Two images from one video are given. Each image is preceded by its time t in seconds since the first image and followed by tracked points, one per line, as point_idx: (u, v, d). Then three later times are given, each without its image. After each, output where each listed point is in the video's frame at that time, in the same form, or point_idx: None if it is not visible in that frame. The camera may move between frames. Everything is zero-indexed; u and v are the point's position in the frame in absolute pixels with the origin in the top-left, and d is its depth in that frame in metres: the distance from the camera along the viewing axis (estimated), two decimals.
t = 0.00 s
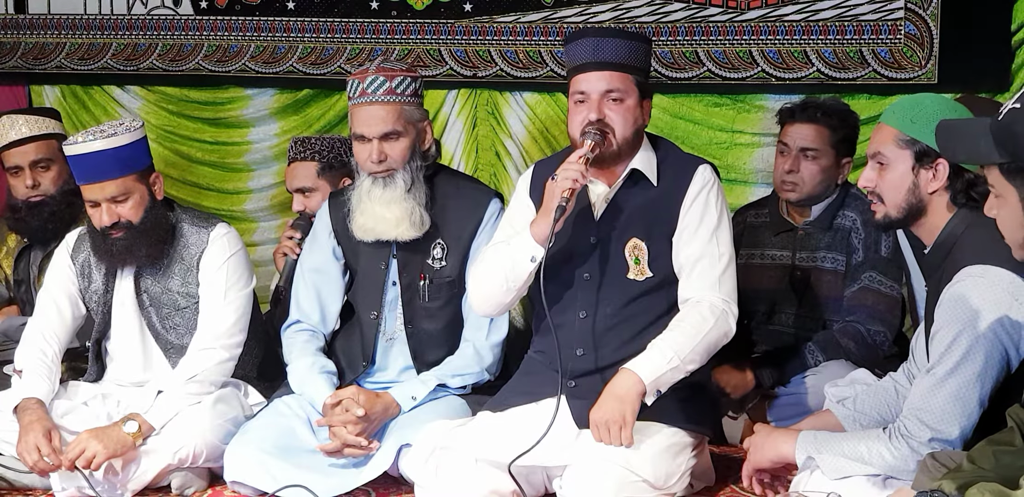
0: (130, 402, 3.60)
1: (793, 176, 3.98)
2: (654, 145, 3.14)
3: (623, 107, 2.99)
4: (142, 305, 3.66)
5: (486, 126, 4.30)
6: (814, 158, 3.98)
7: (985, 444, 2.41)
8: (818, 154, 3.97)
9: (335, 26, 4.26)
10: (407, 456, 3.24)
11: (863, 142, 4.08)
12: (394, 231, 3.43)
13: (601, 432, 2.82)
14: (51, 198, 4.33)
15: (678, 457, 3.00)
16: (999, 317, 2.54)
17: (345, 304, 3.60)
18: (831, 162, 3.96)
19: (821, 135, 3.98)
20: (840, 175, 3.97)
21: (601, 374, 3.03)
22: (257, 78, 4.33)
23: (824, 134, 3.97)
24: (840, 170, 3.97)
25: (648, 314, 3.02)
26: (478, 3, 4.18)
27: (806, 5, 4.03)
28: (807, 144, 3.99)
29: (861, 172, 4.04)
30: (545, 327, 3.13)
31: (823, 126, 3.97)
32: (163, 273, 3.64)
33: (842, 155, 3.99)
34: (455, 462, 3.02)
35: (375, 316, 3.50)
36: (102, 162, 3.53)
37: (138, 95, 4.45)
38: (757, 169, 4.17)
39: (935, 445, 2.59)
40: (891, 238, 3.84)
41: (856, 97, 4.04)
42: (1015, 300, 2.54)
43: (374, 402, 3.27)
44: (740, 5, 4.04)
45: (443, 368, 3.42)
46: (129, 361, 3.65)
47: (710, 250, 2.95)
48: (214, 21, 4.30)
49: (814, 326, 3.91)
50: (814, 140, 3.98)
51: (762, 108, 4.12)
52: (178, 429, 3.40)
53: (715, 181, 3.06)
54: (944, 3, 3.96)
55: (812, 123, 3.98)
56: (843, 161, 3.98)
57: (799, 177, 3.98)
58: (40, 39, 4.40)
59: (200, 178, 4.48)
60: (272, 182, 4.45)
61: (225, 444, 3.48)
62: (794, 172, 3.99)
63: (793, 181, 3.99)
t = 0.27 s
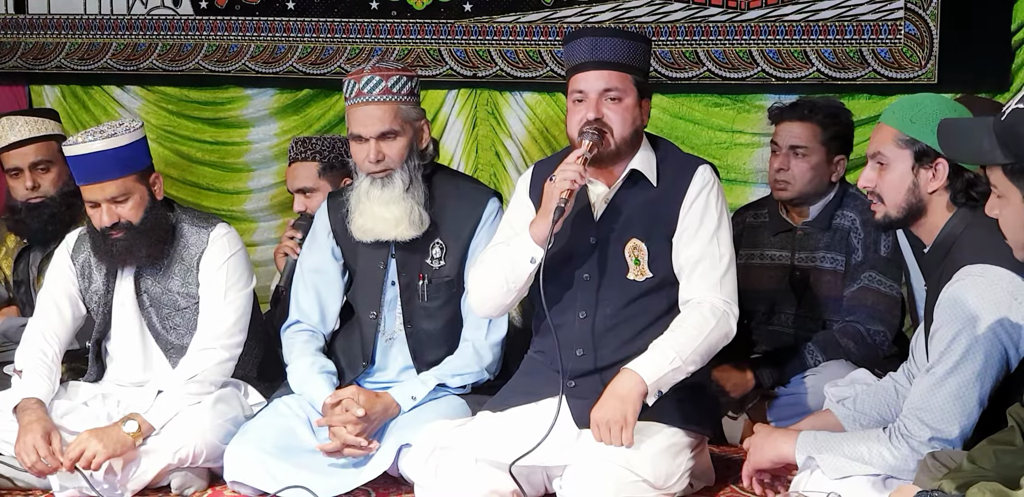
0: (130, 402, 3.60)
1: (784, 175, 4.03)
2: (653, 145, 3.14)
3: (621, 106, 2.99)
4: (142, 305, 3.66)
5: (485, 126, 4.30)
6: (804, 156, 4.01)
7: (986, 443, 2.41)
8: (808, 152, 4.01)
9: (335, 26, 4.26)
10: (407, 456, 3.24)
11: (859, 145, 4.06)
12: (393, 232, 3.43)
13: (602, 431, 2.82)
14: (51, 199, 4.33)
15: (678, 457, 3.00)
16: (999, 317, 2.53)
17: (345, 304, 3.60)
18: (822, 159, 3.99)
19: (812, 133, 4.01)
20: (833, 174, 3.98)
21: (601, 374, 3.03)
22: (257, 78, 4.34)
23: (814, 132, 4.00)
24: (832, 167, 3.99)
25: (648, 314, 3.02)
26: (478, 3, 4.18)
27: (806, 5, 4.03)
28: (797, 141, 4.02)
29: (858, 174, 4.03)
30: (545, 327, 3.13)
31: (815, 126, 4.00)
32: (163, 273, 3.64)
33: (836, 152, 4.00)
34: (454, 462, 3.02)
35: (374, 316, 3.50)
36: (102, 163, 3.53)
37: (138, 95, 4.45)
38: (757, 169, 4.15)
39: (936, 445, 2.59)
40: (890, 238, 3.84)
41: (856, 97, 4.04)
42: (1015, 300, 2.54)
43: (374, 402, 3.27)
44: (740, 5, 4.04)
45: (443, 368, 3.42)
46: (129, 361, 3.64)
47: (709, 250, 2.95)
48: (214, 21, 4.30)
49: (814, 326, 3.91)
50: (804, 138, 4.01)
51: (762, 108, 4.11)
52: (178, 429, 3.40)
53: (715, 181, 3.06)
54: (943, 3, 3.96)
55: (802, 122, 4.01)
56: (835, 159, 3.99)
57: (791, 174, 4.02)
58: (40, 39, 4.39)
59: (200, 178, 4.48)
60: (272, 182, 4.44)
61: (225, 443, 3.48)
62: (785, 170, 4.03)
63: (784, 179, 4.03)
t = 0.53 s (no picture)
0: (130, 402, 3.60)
1: (782, 172, 4.02)
2: (653, 144, 3.12)
3: (620, 102, 2.98)
4: (142, 306, 3.66)
5: (485, 126, 4.29)
6: (801, 154, 4.00)
7: (985, 444, 2.41)
8: (805, 150, 4.00)
9: (335, 26, 4.26)
10: (407, 456, 3.24)
11: (857, 145, 4.06)
12: (392, 231, 3.43)
13: (601, 430, 2.82)
14: (51, 200, 4.33)
15: (678, 457, 3.00)
16: (997, 316, 2.54)
17: (344, 304, 3.60)
18: (818, 156, 3.98)
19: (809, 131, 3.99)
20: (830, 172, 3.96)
21: (600, 373, 3.03)
22: (257, 78, 4.34)
23: (810, 129, 3.98)
24: (829, 164, 3.97)
25: (648, 313, 3.02)
26: (478, 3, 4.18)
27: (806, 5, 4.03)
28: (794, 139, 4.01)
29: (858, 174, 4.04)
30: (544, 326, 3.13)
31: (811, 123, 3.98)
32: (163, 274, 3.64)
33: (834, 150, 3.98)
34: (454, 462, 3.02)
35: (373, 316, 3.49)
36: (101, 163, 3.53)
37: (138, 95, 4.45)
38: (757, 169, 4.15)
39: (935, 445, 2.59)
40: (890, 238, 3.84)
41: (855, 97, 4.04)
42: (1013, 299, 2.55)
43: (374, 402, 3.27)
44: (740, 5, 4.04)
45: (442, 368, 3.42)
46: (128, 362, 3.64)
47: (708, 249, 2.95)
48: (214, 21, 4.30)
49: (814, 326, 3.91)
50: (802, 135, 3.99)
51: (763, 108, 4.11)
52: (178, 429, 3.40)
53: (715, 178, 3.05)
54: (943, 3, 3.96)
55: (799, 120, 3.99)
56: (833, 156, 3.97)
57: (788, 172, 4.02)
58: (40, 39, 4.40)
59: (200, 178, 4.48)
60: (272, 182, 4.44)
61: (226, 442, 3.48)
62: (783, 168, 4.03)
63: (782, 177, 4.03)
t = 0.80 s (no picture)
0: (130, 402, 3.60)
1: (785, 172, 3.99)
2: (653, 144, 3.13)
3: (613, 117, 2.98)
4: (142, 306, 3.66)
5: (485, 126, 4.29)
6: (804, 154, 3.97)
7: (985, 444, 2.41)
8: (808, 149, 3.97)
9: (335, 26, 4.26)
10: (407, 455, 3.24)
11: (858, 144, 4.08)
12: (393, 230, 3.43)
13: (602, 430, 2.82)
14: (51, 199, 4.33)
15: (678, 457, 3.00)
16: (996, 316, 2.54)
17: (344, 304, 3.60)
18: (821, 156, 3.96)
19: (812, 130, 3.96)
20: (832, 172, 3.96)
21: (600, 373, 3.03)
22: (257, 78, 4.34)
23: (814, 128, 3.95)
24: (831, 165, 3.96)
25: (647, 312, 3.02)
26: (478, 3, 4.18)
27: (806, 5, 4.03)
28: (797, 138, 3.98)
29: (858, 175, 4.05)
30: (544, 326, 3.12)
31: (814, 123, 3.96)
32: (163, 274, 3.64)
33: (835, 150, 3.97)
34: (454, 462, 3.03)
35: (373, 316, 3.49)
36: (101, 164, 3.53)
37: (137, 95, 4.45)
38: (757, 170, 4.16)
39: (934, 445, 2.59)
40: (890, 238, 3.84)
41: (855, 97, 4.04)
42: (1012, 300, 2.55)
43: (375, 402, 3.27)
44: (740, 5, 4.04)
45: (442, 368, 3.42)
46: (128, 362, 3.64)
47: (708, 249, 2.94)
48: (214, 21, 4.30)
49: (814, 326, 3.91)
50: (804, 135, 3.96)
51: (763, 108, 4.12)
52: (178, 429, 3.40)
53: (715, 179, 3.04)
54: (943, 3, 3.96)
55: (802, 119, 3.96)
56: (834, 156, 3.96)
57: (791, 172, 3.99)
58: (40, 39, 4.39)
59: (199, 178, 4.48)
60: (272, 182, 4.45)
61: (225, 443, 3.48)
62: (785, 167, 4.00)
63: (784, 177, 4.00)
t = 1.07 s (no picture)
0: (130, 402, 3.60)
1: (792, 173, 3.99)
2: (652, 144, 3.13)
3: (611, 116, 2.98)
4: (143, 306, 3.66)
5: (485, 126, 4.29)
6: (812, 156, 3.99)
7: (986, 444, 2.41)
8: (816, 152, 3.99)
9: (335, 26, 4.26)
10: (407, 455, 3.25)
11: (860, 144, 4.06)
12: (397, 230, 3.43)
13: (601, 430, 2.82)
14: (52, 198, 4.33)
15: (678, 457, 3.00)
16: (996, 317, 2.54)
17: (345, 303, 3.60)
18: (828, 159, 3.97)
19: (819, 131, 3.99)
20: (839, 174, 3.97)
21: (600, 373, 3.03)
22: (257, 78, 4.34)
23: (822, 131, 3.98)
24: (838, 167, 3.98)
25: (648, 312, 3.02)
26: (478, 3, 4.18)
27: (806, 5, 4.03)
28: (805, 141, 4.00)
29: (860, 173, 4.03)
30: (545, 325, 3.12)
31: (821, 124, 3.98)
32: (163, 274, 3.64)
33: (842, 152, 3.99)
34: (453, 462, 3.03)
35: (375, 316, 3.49)
36: (101, 165, 3.53)
37: (137, 95, 4.45)
38: (757, 169, 4.16)
39: (934, 445, 2.59)
40: (890, 238, 3.84)
41: (855, 97, 4.03)
42: (1011, 300, 2.55)
43: (375, 402, 3.27)
44: (740, 5, 4.04)
45: (443, 368, 3.42)
46: (129, 362, 3.64)
47: (708, 249, 2.94)
48: (214, 21, 4.30)
49: (814, 326, 3.92)
50: (812, 137, 3.99)
51: (763, 108, 4.11)
52: (178, 428, 3.40)
53: (715, 179, 3.04)
54: (943, 3, 3.96)
55: (811, 121, 3.99)
56: (841, 158, 3.98)
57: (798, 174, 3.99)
58: (40, 39, 4.40)
59: (199, 178, 4.48)
60: (272, 182, 4.44)
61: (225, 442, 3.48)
62: (792, 169, 3.99)
63: (791, 178, 3.99)
